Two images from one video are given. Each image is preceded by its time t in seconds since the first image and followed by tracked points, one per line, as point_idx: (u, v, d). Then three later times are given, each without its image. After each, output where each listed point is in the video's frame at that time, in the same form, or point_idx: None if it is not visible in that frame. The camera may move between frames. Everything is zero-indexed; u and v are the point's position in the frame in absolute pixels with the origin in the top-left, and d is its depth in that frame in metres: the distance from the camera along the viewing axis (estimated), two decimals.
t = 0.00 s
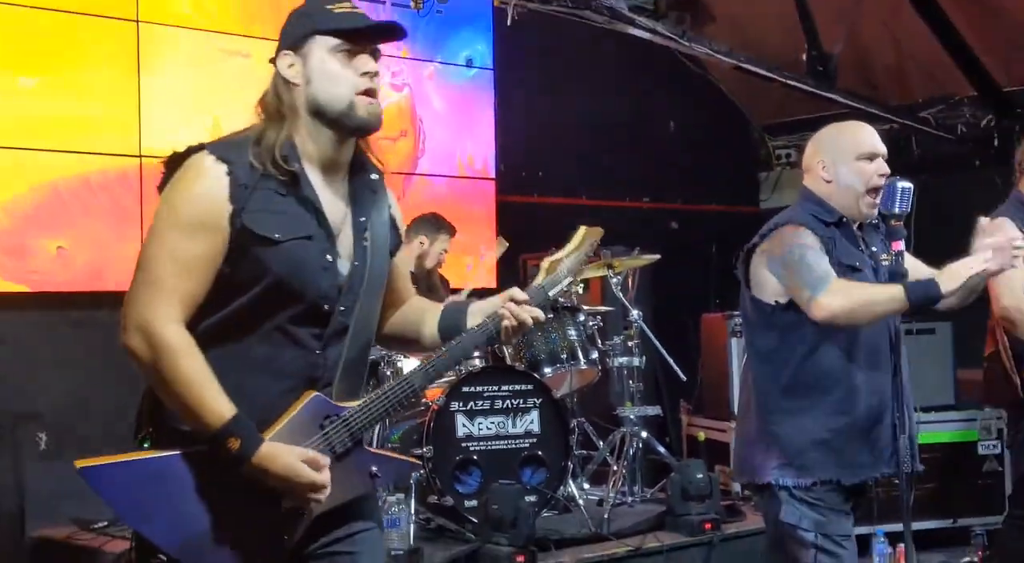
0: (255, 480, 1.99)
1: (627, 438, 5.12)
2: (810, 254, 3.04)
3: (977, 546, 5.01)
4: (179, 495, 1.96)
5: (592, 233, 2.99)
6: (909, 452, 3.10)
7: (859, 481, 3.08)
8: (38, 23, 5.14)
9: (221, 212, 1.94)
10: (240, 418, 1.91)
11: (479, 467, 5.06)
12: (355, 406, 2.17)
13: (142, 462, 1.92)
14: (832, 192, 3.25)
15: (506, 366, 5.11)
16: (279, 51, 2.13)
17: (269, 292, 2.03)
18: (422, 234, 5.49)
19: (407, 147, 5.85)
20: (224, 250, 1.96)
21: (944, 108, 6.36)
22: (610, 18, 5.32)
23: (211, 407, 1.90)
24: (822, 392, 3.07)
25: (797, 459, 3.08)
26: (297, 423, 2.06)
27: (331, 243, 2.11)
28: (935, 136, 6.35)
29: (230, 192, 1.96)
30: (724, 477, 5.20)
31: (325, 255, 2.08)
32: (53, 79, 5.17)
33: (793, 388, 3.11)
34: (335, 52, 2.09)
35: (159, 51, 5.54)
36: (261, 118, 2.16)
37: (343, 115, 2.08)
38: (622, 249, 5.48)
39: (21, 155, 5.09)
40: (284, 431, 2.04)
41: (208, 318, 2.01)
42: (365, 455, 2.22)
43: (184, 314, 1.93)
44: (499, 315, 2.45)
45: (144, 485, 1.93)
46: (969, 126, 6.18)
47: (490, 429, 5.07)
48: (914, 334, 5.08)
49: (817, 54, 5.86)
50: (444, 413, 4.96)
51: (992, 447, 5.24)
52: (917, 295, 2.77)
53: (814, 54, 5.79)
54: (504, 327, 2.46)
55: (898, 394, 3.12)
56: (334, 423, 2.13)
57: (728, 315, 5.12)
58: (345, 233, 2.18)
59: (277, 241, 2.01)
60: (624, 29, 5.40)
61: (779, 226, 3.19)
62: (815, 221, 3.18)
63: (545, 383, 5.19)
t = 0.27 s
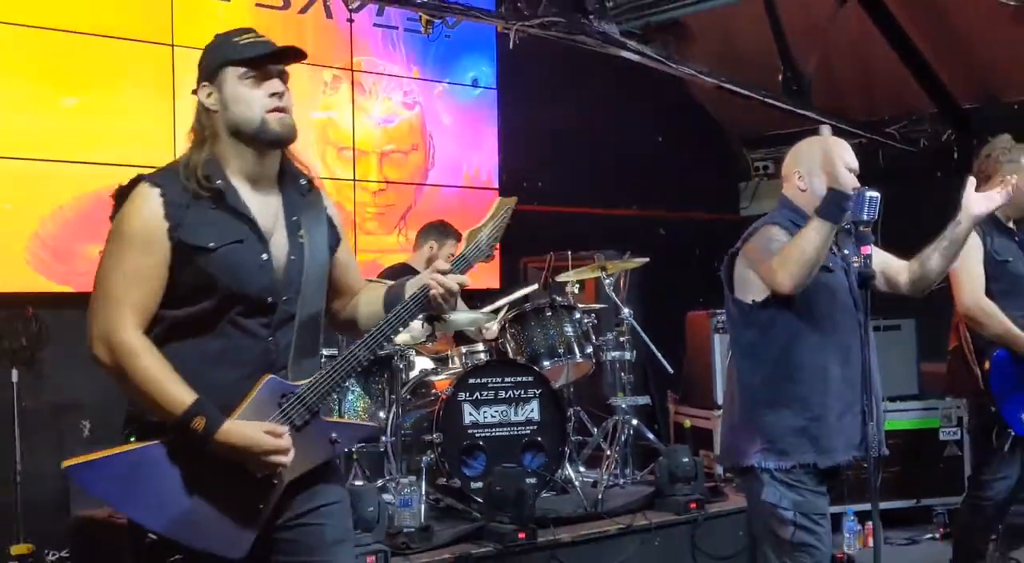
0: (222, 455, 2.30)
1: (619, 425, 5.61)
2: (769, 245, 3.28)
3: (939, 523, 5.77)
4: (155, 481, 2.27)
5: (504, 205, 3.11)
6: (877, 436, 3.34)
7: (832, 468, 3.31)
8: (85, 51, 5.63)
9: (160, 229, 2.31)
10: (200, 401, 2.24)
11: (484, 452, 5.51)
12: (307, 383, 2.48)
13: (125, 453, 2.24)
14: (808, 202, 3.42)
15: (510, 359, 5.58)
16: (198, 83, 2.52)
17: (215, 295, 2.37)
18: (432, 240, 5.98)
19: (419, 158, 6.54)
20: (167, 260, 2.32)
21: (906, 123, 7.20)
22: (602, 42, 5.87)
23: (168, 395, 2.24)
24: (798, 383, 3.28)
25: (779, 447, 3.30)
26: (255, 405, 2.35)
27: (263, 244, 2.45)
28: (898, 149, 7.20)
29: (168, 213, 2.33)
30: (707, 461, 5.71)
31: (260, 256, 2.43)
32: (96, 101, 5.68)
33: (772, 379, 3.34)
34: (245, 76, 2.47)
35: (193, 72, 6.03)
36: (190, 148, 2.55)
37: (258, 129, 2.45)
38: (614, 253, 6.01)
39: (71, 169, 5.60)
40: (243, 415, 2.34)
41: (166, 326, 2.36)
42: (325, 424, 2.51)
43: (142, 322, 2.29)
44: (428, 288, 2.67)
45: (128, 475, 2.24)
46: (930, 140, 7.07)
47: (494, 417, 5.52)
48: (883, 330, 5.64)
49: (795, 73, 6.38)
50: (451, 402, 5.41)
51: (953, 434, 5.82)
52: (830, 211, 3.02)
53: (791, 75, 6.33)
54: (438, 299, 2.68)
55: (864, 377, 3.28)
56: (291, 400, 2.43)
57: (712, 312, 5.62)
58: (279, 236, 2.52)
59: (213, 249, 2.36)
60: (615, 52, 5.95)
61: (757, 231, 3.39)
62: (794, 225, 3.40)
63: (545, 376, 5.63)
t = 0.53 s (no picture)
0: (160, 449, 2.36)
1: (618, 421, 5.79)
2: (791, 263, 3.26)
3: (929, 515, 5.93)
4: (102, 476, 2.32)
5: (424, 195, 3.10)
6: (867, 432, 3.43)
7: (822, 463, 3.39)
8: (97, 58, 5.78)
9: (93, 243, 2.34)
10: (134, 400, 2.30)
11: (486, 447, 5.66)
12: (242, 376, 2.54)
13: (65, 452, 2.28)
14: (800, 206, 3.48)
15: (513, 357, 5.75)
16: (128, 102, 2.52)
17: (154, 304, 2.42)
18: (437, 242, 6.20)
19: (423, 163, 6.75)
20: (102, 269, 2.36)
21: (895, 129, 7.41)
22: (602, 50, 6.05)
23: (106, 399, 2.30)
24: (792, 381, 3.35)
25: (773, 444, 3.36)
26: (191, 400, 2.43)
27: (197, 255, 2.52)
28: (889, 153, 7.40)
29: (99, 228, 2.36)
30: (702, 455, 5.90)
31: (192, 264, 2.49)
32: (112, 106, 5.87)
33: (766, 378, 3.40)
34: (172, 103, 2.47)
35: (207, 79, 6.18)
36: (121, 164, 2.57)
37: (186, 152, 2.48)
38: (613, 254, 6.19)
39: (82, 172, 5.80)
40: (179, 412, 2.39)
41: (107, 334, 2.41)
42: (261, 413, 2.57)
43: (81, 332, 2.34)
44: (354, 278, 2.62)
45: (70, 473, 2.29)
46: (919, 145, 7.24)
47: (496, 413, 5.67)
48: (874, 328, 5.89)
49: (787, 81, 6.59)
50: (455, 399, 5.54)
51: (941, 430, 6.08)
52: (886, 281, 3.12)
53: (784, 83, 6.53)
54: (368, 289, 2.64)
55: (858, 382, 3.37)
56: (227, 393, 2.49)
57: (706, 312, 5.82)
58: (210, 243, 2.57)
59: (145, 261, 2.41)
60: (615, 59, 6.13)
61: (755, 235, 3.43)
62: (785, 234, 3.43)
63: (546, 373, 5.82)
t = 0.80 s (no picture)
0: (137, 436, 2.45)
1: (618, 421, 5.86)
2: (756, 237, 3.36)
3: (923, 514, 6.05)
4: (85, 466, 2.42)
5: (384, 166, 3.01)
6: (864, 430, 3.51)
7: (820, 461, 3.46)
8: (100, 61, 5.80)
9: (66, 244, 2.44)
10: (109, 390, 2.40)
11: (488, 446, 5.72)
12: (216, 359, 2.56)
13: (49, 446, 2.39)
14: (796, 207, 3.56)
15: (514, 358, 5.82)
16: (100, 100, 2.61)
17: (128, 301, 2.50)
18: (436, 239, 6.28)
19: (425, 166, 6.80)
20: (77, 269, 2.45)
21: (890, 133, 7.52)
22: (602, 55, 6.14)
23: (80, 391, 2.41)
24: (790, 381, 3.41)
25: (772, 443, 3.43)
26: (167, 387, 2.50)
27: (165, 248, 2.57)
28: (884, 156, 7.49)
29: (72, 230, 2.45)
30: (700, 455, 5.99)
31: (163, 259, 2.56)
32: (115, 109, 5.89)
33: (764, 377, 3.46)
34: (144, 99, 2.57)
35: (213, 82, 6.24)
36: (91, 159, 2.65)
37: (158, 146, 2.56)
38: (612, 256, 6.27)
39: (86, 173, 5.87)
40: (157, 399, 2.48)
41: (87, 332, 2.51)
42: (238, 396, 2.58)
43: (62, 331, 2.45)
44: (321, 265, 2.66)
45: (56, 465, 2.40)
46: (914, 148, 7.36)
47: (498, 413, 5.74)
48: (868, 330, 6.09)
49: (784, 86, 6.70)
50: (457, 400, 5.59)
51: (936, 429, 6.16)
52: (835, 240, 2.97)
53: (781, 88, 6.64)
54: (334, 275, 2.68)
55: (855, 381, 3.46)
56: (202, 377, 2.53)
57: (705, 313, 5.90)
58: (183, 234, 2.65)
59: (118, 260, 2.49)
60: (614, 63, 6.22)
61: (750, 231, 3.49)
62: (779, 231, 3.49)
63: (547, 373, 5.89)
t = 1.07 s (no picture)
0: (155, 419, 2.64)
1: (606, 419, 6.30)
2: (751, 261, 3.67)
3: (889, 505, 6.50)
4: (105, 447, 2.60)
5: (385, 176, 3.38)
6: (836, 426, 3.79)
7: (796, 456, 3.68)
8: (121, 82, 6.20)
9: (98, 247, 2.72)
10: (127, 378, 2.63)
11: (485, 442, 6.10)
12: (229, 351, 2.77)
13: (72, 430, 2.57)
14: (777, 219, 3.80)
15: (509, 359, 6.23)
16: (129, 121, 2.87)
17: (150, 299, 2.75)
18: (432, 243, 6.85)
19: (426, 180, 7.25)
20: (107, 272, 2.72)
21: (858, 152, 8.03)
22: (591, 77, 6.59)
23: (105, 379, 2.66)
24: (767, 377, 3.65)
25: (751, 437, 3.64)
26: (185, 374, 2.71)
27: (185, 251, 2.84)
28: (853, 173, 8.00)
29: (101, 236, 2.73)
30: (682, 450, 6.41)
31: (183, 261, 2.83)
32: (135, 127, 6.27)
33: (744, 375, 3.71)
34: (168, 119, 2.82)
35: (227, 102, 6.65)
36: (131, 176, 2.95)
37: (181, 161, 2.83)
38: (600, 265, 6.71)
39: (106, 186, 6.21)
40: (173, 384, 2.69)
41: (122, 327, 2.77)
42: (248, 384, 2.79)
43: (94, 328, 2.71)
44: (312, 271, 2.96)
45: (77, 446, 2.57)
46: (880, 166, 7.77)
47: (495, 410, 6.12)
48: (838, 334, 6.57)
49: (759, 108, 7.18)
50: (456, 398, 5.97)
51: (901, 427, 6.63)
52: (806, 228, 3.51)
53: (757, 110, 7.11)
54: (327, 279, 2.98)
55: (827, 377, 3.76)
56: (216, 366, 2.74)
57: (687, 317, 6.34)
58: (202, 238, 2.90)
59: (142, 262, 2.75)
60: (603, 85, 6.67)
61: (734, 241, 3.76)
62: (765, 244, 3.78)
63: (540, 373, 6.30)
